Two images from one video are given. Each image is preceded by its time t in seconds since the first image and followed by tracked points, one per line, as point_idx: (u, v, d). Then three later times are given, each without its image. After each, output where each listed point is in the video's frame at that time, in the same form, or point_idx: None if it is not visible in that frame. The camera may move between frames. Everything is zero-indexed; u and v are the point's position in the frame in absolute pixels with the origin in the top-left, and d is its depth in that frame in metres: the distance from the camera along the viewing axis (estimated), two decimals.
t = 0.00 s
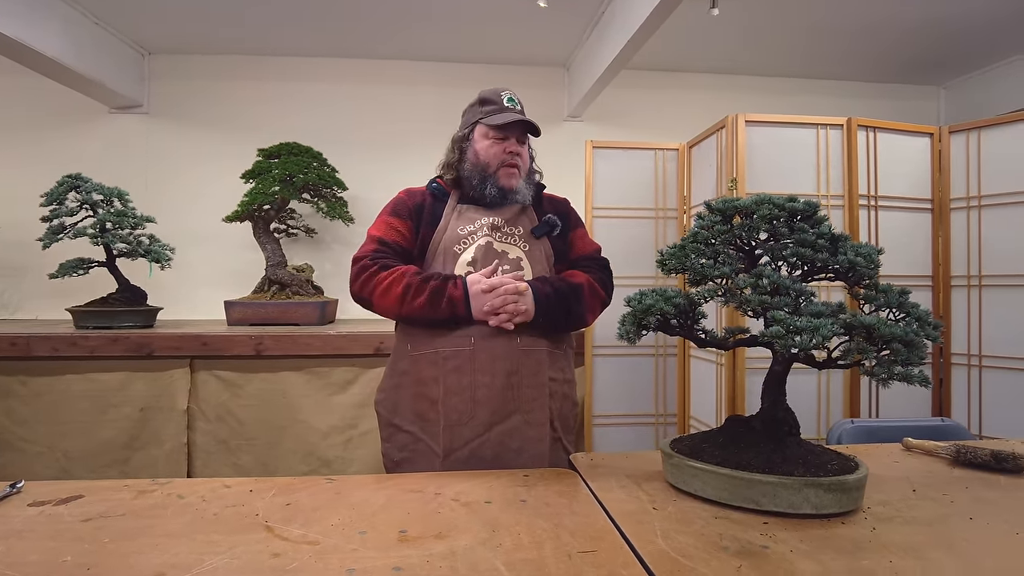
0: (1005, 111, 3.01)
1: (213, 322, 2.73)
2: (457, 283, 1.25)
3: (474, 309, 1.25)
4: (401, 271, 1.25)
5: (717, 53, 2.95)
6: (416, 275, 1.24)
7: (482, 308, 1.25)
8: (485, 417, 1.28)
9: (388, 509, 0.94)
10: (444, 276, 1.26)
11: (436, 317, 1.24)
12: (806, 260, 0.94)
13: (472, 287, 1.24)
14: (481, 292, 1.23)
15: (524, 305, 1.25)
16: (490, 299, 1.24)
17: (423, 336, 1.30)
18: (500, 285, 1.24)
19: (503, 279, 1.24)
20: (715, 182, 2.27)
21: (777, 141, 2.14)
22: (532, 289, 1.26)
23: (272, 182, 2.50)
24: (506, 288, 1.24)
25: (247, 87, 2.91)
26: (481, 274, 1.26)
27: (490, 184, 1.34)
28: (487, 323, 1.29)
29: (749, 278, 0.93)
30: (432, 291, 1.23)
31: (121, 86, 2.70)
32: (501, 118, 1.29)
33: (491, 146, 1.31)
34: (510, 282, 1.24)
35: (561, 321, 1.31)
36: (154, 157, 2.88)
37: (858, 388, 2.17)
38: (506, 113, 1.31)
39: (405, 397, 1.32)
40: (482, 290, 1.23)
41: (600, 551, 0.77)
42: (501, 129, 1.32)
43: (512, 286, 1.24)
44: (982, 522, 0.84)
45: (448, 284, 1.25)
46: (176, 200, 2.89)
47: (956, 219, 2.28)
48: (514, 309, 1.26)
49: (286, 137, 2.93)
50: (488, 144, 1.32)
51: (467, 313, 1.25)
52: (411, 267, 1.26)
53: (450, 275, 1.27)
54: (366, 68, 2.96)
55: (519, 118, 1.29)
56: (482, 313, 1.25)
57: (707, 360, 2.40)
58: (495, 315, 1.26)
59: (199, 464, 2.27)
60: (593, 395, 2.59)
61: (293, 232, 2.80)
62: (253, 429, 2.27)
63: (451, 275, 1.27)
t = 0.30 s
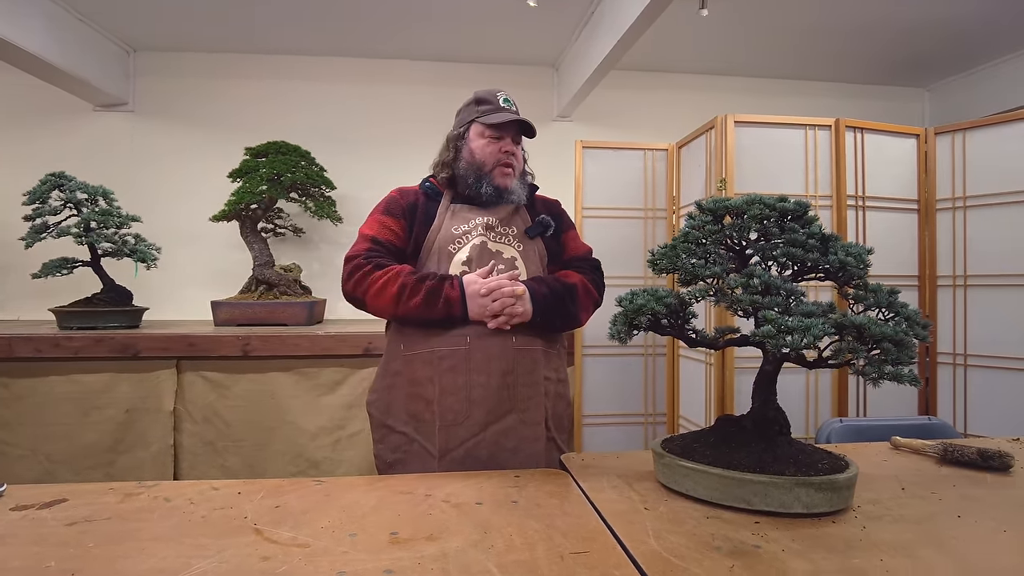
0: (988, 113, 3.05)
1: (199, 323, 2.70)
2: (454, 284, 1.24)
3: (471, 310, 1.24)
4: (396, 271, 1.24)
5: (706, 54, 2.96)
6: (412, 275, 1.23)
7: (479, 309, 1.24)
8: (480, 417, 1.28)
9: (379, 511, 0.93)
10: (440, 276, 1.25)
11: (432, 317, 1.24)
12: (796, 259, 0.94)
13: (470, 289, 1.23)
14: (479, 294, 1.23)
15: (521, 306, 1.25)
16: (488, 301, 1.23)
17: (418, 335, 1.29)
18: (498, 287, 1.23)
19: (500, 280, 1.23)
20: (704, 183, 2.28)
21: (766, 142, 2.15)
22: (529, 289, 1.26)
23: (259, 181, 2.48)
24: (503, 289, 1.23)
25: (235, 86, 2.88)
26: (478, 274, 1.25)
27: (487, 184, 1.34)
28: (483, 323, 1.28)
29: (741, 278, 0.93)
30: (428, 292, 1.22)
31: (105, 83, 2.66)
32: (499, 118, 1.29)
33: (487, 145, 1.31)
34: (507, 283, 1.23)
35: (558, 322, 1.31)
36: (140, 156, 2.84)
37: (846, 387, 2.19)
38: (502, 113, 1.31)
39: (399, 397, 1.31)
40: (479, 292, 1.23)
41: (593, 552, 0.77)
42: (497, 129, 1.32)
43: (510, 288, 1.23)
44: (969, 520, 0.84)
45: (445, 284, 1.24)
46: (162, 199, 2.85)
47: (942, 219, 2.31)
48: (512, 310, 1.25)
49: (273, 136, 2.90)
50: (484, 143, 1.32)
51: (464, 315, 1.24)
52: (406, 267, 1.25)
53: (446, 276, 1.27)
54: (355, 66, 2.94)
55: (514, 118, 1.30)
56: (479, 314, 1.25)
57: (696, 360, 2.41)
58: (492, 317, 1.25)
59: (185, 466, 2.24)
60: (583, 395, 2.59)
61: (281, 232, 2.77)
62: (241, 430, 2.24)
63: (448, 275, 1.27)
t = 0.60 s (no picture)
0: (974, 115, 3.09)
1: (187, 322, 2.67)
2: (446, 283, 1.24)
3: (462, 309, 1.24)
4: (387, 269, 1.23)
5: (696, 55, 2.98)
6: (403, 273, 1.23)
7: (471, 308, 1.24)
8: (471, 415, 1.27)
9: (370, 512, 0.92)
10: (431, 275, 1.24)
11: (423, 316, 1.23)
12: (788, 258, 0.94)
13: (461, 287, 1.23)
14: (470, 293, 1.23)
15: (513, 305, 1.24)
16: (479, 300, 1.23)
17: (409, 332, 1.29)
18: (490, 285, 1.23)
19: (491, 279, 1.23)
20: (694, 182, 2.29)
21: (756, 142, 2.17)
22: (521, 288, 1.26)
23: (248, 180, 2.46)
24: (495, 288, 1.23)
25: (223, 83, 2.85)
26: (470, 273, 1.25)
27: (476, 180, 1.33)
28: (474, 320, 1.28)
29: (732, 277, 0.93)
30: (420, 290, 1.21)
31: (90, 80, 2.63)
32: (487, 115, 1.28)
33: (476, 142, 1.30)
34: (498, 283, 1.23)
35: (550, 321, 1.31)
36: (126, 153, 2.81)
37: (835, 385, 2.20)
38: (492, 109, 1.29)
39: (390, 396, 1.31)
40: (471, 291, 1.23)
41: (586, 551, 0.77)
42: (488, 128, 1.31)
43: (502, 286, 1.23)
44: (957, 516, 0.85)
45: (436, 283, 1.23)
46: (149, 198, 2.82)
47: (928, 219, 2.34)
48: (503, 308, 1.25)
49: (262, 134, 2.87)
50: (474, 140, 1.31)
51: (456, 313, 1.24)
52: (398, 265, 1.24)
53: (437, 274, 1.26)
54: (345, 64, 2.93)
55: (504, 114, 1.28)
56: (471, 312, 1.24)
57: (686, 359, 2.42)
58: (483, 315, 1.25)
59: (173, 468, 2.22)
60: (573, 393, 2.60)
61: (269, 231, 2.75)
62: (229, 431, 2.22)
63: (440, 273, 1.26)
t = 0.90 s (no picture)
0: (958, 116, 3.13)
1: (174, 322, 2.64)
2: (428, 283, 1.23)
3: (445, 309, 1.23)
4: (370, 270, 1.22)
5: (686, 55, 2.99)
6: (386, 274, 1.22)
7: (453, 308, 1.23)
8: (454, 416, 1.27)
9: (360, 512, 0.92)
10: (414, 275, 1.24)
11: (406, 317, 1.22)
12: (776, 257, 0.95)
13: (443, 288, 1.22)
14: (452, 294, 1.22)
15: (495, 306, 1.24)
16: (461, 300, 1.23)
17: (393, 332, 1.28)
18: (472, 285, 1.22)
19: (473, 279, 1.22)
20: (683, 183, 2.30)
21: (745, 142, 2.18)
22: (503, 288, 1.25)
23: (235, 178, 2.44)
24: (477, 289, 1.22)
25: (210, 82, 2.83)
26: (453, 272, 1.24)
27: (458, 176, 1.33)
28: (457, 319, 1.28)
29: (722, 276, 0.94)
30: (402, 291, 1.21)
31: (76, 77, 2.59)
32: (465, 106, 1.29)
33: (457, 136, 1.32)
34: (480, 283, 1.22)
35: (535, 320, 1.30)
36: (112, 151, 2.77)
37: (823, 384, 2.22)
38: (472, 103, 1.31)
39: (374, 396, 1.30)
40: (453, 292, 1.22)
41: (577, 550, 0.77)
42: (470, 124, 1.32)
43: (484, 287, 1.22)
44: (943, 513, 0.86)
45: (418, 283, 1.22)
46: (135, 197, 2.79)
47: (915, 219, 2.36)
48: (486, 309, 1.25)
49: (250, 133, 2.85)
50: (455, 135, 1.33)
51: (438, 314, 1.23)
52: (381, 266, 1.23)
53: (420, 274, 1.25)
54: (335, 62, 2.91)
55: (483, 106, 1.29)
56: (454, 313, 1.24)
57: (675, 358, 2.43)
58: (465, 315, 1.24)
59: (160, 469, 2.19)
60: (563, 393, 2.60)
61: (257, 230, 2.73)
62: (217, 432, 2.20)
63: (423, 273, 1.25)
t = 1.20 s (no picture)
0: (943, 118, 3.16)
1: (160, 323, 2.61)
2: (411, 283, 1.23)
3: (429, 309, 1.23)
4: (355, 270, 1.22)
5: (675, 56, 3.00)
6: (370, 274, 1.22)
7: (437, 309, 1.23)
8: (438, 417, 1.26)
9: (351, 513, 0.91)
10: (398, 275, 1.23)
11: (390, 317, 1.22)
12: (766, 256, 0.96)
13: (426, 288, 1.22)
14: (435, 294, 1.22)
15: (478, 306, 1.24)
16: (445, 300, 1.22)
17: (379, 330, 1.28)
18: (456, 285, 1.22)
19: (456, 279, 1.22)
20: (672, 183, 2.31)
21: (734, 142, 2.19)
22: (487, 287, 1.25)
23: (223, 178, 2.42)
24: (459, 289, 1.22)
25: (198, 80, 2.80)
26: (437, 272, 1.24)
27: (444, 174, 1.33)
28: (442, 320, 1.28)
29: (711, 276, 0.94)
30: (386, 291, 1.21)
31: (60, 75, 2.56)
32: (450, 104, 1.30)
33: (443, 134, 1.32)
34: (462, 283, 1.23)
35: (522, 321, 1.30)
36: (98, 149, 2.74)
37: (810, 383, 2.24)
38: (457, 100, 1.31)
39: (360, 396, 1.30)
40: (436, 293, 1.22)
41: (568, 550, 0.77)
42: (456, 122, 1.33)
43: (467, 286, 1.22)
44: (930, 510, 0.87)
45: (402, 283, 1.22)
46: (121, 195, 2.76)
47: (901, 219, 2.39)
48: (469, 309, 1.24)
49: (238, 132, 2.83)
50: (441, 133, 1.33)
51: (423, 315, 1.23)
52: (366, 267, 1.23)
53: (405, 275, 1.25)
54: (324, 61, 2.89)
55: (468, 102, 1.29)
56: (437, 313, 1.23)
57: (665, 357, 2.44)
58: (449, 314, 1.24)
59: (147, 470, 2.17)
60: (553, 392, 2.61)
61: (245, 229, 2.71)
62: (205, 433, 2.18)
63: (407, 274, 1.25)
